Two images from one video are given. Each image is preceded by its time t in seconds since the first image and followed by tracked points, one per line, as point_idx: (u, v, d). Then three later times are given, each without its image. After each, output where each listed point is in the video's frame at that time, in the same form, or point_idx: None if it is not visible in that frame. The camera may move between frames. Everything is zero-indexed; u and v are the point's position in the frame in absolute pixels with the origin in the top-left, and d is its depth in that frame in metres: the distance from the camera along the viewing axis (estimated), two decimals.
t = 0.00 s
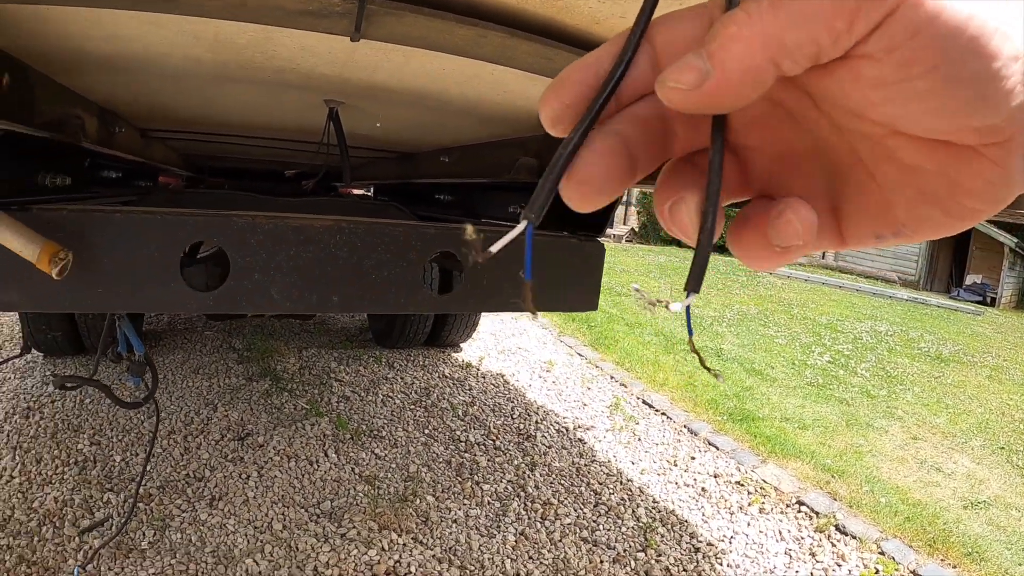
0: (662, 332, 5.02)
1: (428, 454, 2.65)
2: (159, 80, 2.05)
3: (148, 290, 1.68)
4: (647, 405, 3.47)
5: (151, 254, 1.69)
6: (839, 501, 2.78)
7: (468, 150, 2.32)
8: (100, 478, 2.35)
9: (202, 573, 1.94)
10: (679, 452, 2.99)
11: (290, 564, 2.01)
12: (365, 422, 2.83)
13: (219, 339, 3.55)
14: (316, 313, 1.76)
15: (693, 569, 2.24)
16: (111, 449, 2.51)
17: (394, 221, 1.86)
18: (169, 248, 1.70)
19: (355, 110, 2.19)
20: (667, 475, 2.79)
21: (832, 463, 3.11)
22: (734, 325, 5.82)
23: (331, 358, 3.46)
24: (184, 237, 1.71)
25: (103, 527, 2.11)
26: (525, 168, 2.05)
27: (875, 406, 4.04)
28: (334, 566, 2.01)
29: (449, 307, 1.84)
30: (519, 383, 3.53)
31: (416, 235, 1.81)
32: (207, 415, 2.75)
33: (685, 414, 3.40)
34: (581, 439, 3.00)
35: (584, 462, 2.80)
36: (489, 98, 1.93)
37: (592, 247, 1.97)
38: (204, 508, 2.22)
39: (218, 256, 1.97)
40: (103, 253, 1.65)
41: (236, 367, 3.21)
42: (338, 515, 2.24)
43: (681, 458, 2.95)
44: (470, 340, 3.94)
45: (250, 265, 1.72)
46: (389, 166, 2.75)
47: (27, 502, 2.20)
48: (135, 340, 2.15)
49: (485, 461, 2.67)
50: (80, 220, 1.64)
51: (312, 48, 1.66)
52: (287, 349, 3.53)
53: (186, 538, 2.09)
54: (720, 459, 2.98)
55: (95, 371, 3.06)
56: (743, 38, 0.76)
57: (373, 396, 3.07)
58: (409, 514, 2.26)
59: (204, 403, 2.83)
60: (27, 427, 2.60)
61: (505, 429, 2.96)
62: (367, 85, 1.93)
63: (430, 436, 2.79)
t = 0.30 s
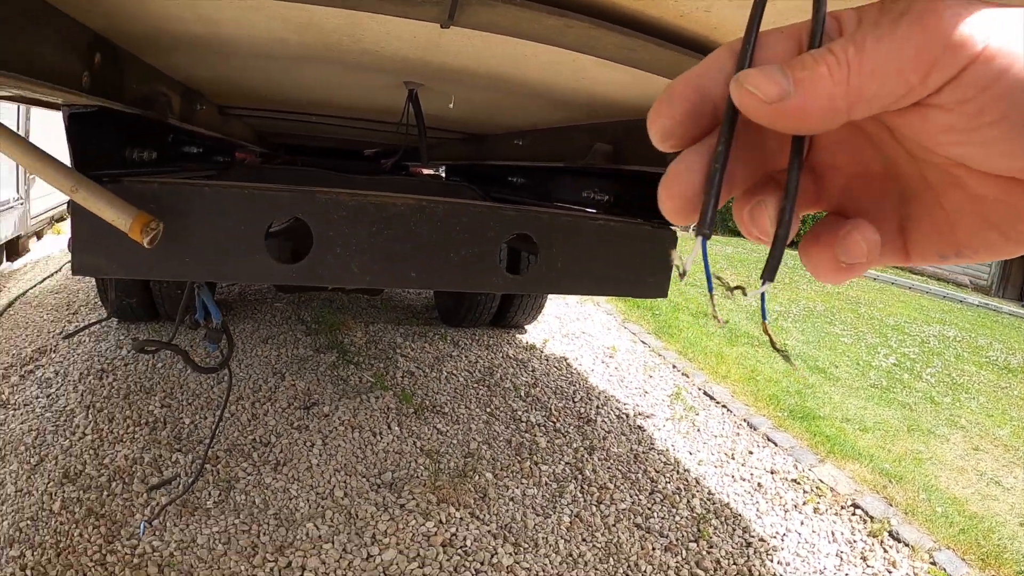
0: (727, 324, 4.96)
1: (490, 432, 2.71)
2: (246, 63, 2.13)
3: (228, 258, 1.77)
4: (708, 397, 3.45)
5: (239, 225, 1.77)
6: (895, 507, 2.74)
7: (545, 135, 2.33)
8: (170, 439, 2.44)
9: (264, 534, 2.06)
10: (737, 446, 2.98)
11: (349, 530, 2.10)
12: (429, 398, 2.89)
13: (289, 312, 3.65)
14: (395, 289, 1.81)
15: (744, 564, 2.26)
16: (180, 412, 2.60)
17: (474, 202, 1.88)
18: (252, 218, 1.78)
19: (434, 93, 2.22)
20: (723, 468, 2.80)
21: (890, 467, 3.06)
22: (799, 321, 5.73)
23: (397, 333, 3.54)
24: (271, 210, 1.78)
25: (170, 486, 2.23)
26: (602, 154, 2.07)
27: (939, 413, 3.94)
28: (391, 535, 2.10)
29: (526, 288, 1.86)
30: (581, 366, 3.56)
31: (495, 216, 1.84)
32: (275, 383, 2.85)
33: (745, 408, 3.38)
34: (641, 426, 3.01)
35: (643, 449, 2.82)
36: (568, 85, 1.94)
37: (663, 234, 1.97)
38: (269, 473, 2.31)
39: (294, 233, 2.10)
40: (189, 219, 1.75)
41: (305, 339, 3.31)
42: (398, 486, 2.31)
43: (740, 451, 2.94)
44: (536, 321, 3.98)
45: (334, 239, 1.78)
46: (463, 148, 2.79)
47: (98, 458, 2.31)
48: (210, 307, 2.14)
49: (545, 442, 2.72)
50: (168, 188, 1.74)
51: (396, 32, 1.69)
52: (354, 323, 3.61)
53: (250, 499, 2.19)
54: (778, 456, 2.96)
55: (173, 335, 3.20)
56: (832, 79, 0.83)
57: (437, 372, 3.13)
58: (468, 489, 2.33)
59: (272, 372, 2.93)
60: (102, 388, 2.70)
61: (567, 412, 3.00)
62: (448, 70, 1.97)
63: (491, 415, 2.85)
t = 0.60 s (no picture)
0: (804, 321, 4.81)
1: (561, 412, 2.75)
2: (337, 43, 2.16)
3: (324, 223, 1.79)
4: (780, 394, 3.40)
5: (337, 191, 1.79)
6: (962, 524, 2.65)
7: (634, 116, 2.30)
8: (245, 397, 2.53)
9: (333, 496, 2.16)
10: (807, 445, 2.95)
11: (415, 497, 2.19)
12: (502, 372, 2.95)
13: (368, 280, 3.74)
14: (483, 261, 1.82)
15: (804, 566, 2.24)
16: (256, 372, 2.69)
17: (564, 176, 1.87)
18: (349, 183, 1.79)
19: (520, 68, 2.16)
20: (791, 467, 2.77)
21: (962, 483, 2.96)
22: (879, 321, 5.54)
23: (473, 308, 3.59)
24: (366, 174, 1.78)
25: (243, 443, 2.33)
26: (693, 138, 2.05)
27: (1016, 431, 3.77)
28: (457, 507, 2.17)
29: (615, 267, 1.86)
30: (655, 353, 3.54)
31: (587, 192, 1.82)
32: (350, 350, 2.91)
33: (818, 408, 3.32)
34: (711, 418, 3.00)
35: (712, 439, 2.83)
36: (662, 75, 1.91)
37: (753, 222, 1.93)
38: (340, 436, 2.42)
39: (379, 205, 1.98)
40: (286, 183, 1.77)
41: (382, 309, 3.36)
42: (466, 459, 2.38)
43: (809, 452, 2.91)
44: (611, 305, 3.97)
45: (425, 209, 1.79)
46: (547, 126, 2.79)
47: (175, 412, 2.43)
48: (295, 269, 2.17)
49: (615, 426, 2.75)
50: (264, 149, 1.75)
51: (492, 18, 1.69)
52: (429, 295, 3.67)
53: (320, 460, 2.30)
54: (847, 459, 2.92)
55: (255, 299, 3.32)
56: (952, 270, 0.70)
57: (511, 349, 3.18)
58: (536, 467, 2.39)
59: (348, 339, 3.00)
60: (182, 344, 2.81)
61: (638, 397, 3.01)
62: (538, 53, 1.96)
63: (563, 395, 2.88)
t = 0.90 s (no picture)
0: (899, 321, 4.60)
1: (648, 392, 2.82)
2: (434, 13, 2.07)
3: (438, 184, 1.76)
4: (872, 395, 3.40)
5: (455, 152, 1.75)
6: None
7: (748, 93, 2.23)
8: (335, 354, 2.79)
9: (416, 459, 2.33)
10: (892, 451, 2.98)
11: (499, 466, 2.33)
12: (592, 348, 3.04)
13: (461, 248, 3.91)
14: (601, 232, 1.79)
15: None
16: (346, 330, 2.95)
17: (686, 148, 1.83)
18: (464, 142, 1.75)
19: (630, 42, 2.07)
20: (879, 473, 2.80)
21: None
22: (982, 322, 5.24)
23: (565, 281, 3.68)
24: (480, 135, 1.75)
25: (331, 399, 2.56)
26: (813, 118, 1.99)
27: None
28: (540, 479, 2.30)
29: (734, 246, 1.81)
30: (745, 341, 3.47)
31: (710, 165, 1.77)
32: (441, 314, 3.11)
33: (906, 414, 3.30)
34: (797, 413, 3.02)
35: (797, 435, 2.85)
36: (780, 56, 1.86)
37: (875, 211, 1.87)
38: (428, 399, 2.60)
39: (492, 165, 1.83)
40: (404, 141, 1.75)
41: (474, 275, 3.54)
42: (553, 431, 2.51)
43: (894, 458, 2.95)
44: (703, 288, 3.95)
45: (545, 174, 1.76)
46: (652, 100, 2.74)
47: (267, 364, 2.70)
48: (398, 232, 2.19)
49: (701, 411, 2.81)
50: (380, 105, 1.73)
51: (608, 3, 1.67)
52: (522, 266, 3.81)
53: (405, 422, 2.48)
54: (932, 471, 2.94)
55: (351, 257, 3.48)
56: (722, 523, 0.75)
57: (601, 325, 3.24)
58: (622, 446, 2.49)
59: (439, 303, 3.20)
60: (274, 300, 3.14)
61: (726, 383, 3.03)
62: (654, 34, 1.94)
63: (652, 374, 2.94)
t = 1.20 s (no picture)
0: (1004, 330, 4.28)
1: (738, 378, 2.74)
2: None
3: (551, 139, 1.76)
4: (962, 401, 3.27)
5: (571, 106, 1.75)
6: None
7: (864, 69, 2.12)
8: (422, 316, 2.76)
9: (499, 428, 2.38)
10: (984, 464, 2.85)
11: (583, 443, 2.34)
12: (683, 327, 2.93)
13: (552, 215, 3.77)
14: (725, 204, 1.79)
15: None
16: (434, 292, 2.90)
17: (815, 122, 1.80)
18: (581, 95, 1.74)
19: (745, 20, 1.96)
20: (965, 486, 2.69)
21: None
22: None
23: (658, 257, 3.52)
24: (605, 94, 1.74)
25: (416, 359, 2.59)
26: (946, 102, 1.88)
27: None
28: (624, 460, 2.30)
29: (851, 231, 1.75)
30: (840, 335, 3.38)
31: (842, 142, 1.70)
32: (532, 282, 3.02)
33: (1001, 427, 3.16)
34: (889, 413, 2.91)
35: (887, 437, 2.74)
36: (916, 34, 1.73)
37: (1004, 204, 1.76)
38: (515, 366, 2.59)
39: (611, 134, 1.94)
40: (521, 94, 1.75)
41: (565, 246, 3.39)
42: (639, 410, 2.48)
43: (986, 471, 2.83)
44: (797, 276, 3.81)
45: (672, 140, 1.77)
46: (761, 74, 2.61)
47: (353, 321, 2.73)
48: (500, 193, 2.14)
49: (791, 403, 2.72)
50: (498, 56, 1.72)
51: None
52: (614, 238, 3.60)
53: (491, 389, 2.51)
54: None
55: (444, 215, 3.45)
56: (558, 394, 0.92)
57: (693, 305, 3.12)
58: (709, 432, 2.44)
59: (529, 272, 3.09)
60: (362, 258, 3.10)
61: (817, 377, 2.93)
62: (774, 13, 1.84)
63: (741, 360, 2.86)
